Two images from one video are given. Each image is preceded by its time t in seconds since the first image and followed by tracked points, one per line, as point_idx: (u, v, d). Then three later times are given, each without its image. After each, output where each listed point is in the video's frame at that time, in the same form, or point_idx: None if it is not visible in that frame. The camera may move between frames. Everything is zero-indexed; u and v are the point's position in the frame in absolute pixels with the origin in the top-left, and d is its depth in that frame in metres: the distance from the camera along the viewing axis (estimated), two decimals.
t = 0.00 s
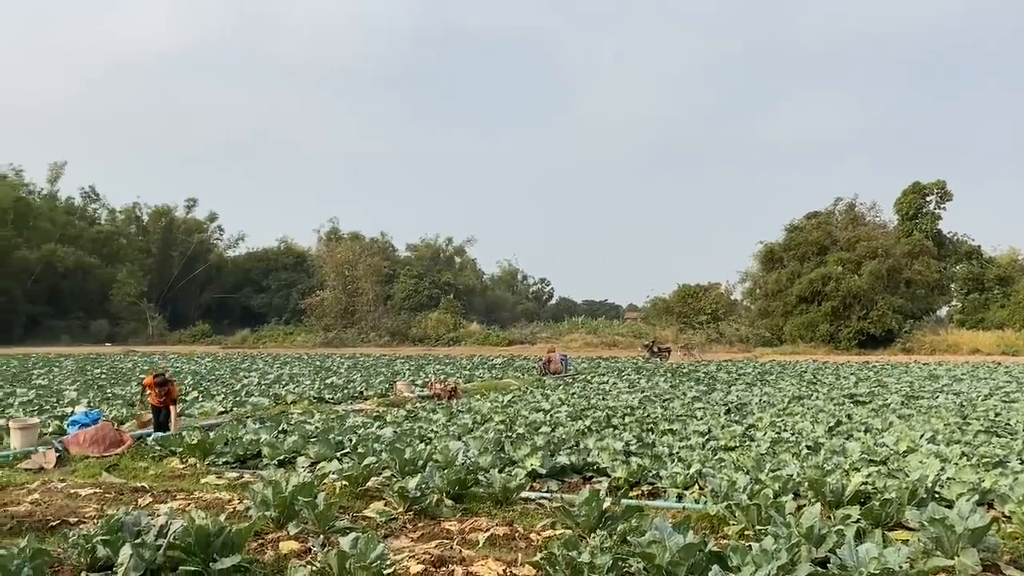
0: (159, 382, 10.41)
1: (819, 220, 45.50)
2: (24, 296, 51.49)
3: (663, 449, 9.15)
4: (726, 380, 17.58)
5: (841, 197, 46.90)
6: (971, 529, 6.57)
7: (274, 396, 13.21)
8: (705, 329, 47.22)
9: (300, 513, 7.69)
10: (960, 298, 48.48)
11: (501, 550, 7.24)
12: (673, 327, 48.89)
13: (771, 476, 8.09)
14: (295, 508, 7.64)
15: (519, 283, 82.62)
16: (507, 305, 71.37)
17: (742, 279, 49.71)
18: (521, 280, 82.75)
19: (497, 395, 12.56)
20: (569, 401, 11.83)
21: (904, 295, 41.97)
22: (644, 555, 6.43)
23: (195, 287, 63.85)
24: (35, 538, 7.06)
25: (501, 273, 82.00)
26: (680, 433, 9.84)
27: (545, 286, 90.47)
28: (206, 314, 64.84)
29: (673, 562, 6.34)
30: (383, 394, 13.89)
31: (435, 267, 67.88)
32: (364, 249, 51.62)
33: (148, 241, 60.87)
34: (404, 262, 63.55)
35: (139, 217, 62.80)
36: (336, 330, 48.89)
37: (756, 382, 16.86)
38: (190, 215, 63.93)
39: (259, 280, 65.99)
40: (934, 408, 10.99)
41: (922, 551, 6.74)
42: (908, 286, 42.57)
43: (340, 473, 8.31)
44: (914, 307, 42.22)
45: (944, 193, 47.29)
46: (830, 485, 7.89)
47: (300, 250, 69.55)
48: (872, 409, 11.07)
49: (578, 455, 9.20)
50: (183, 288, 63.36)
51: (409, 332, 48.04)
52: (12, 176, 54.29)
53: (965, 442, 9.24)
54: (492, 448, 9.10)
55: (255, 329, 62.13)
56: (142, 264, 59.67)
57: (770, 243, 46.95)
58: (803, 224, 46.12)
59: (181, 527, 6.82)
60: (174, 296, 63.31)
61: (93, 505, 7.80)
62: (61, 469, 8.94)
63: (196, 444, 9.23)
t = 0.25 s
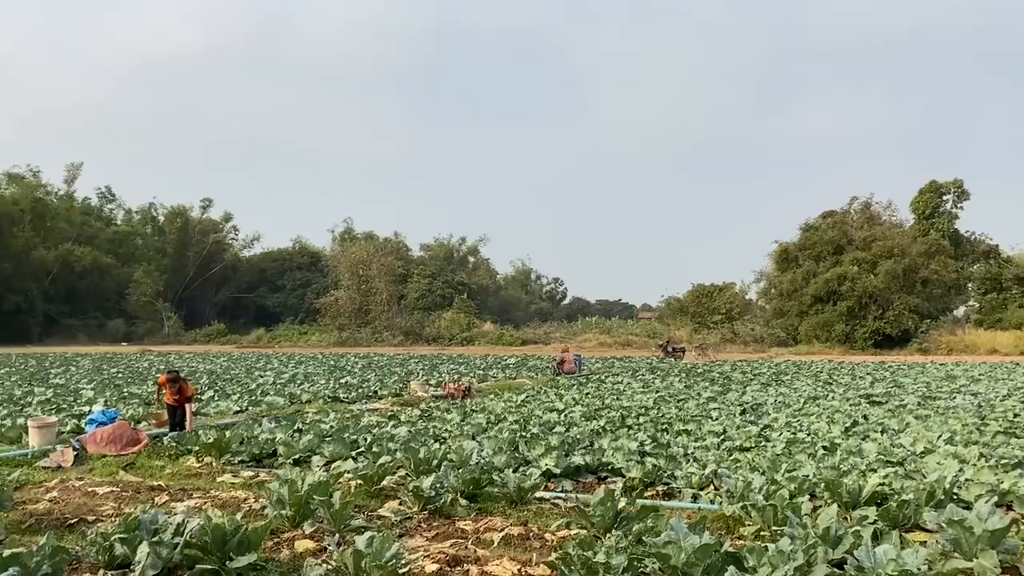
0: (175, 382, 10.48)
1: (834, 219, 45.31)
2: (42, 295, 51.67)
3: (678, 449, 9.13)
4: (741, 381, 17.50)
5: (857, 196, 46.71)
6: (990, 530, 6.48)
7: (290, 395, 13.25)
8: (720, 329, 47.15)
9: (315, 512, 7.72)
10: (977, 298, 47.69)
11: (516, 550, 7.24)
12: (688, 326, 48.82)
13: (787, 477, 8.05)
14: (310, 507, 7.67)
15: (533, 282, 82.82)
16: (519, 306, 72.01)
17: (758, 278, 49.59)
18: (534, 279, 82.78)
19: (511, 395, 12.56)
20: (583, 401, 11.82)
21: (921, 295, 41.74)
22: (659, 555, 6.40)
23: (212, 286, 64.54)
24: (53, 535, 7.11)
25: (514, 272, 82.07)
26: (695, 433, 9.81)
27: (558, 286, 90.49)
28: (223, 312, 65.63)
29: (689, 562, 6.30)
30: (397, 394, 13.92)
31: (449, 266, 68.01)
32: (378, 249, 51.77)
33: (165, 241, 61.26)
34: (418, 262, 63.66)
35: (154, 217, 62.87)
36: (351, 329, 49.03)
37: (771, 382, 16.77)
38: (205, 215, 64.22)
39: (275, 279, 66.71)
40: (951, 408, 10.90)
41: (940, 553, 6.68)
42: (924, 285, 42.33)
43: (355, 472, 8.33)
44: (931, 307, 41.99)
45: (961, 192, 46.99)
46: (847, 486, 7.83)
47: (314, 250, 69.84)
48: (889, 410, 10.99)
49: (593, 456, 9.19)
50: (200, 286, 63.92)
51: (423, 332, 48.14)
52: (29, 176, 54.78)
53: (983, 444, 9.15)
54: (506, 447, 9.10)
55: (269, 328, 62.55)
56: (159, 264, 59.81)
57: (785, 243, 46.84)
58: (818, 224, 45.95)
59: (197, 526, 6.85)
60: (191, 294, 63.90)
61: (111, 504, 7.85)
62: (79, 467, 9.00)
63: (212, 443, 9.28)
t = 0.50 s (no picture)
0: (185, 378, 10.55)
1: (848, 218, 45.09)
2: (58, 294, 51.83)
3: (692, 450, 9.11)
4: (754, 381, 17.45)
5: (871, 196, 46.50)
6: (1007, 532, 6.41)
7: (302, 395, 13.29)
8: (733, 329, 47.01)
9: (329, 511, 7.74)
10: (993, 298, 47.33)
11: (529, 550, 7.24)
12: (700, 326, 48.69)
13: (801, 477, 8.01)
14: (324, 506, 7.69)
15: (545, 282, 82.94)
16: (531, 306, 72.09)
17: (771, 278, 49.43)
18: (545, 280, 82.75)
19: (523, 395, 12.56)
20: (596, 401, 11.81)
21: (935, 295, 41.49)
22: (672, 556, 6.37)
23: (224, 285, 64.87)
24: (69, 534, 7.16)
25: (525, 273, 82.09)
26: (708, 433, 9.78)
27: (570, 286, 90.47)
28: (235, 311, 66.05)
29: (702, 563, 6.28)
30: (409, 394, 13.94)
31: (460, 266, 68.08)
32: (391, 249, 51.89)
33: (179, 241, 61.55)
34: (430, 262, 63.74)
35: (168, 217, 63.19)
36: (363, 329, 49.11)
37: (784, 383, 16.70)
38: (219, 215, 64.53)
39: (287, 280, 66.85)
40: (967, 409, 10.82)
41: (956, 555, 6.63)
42: (939, 285, 42.09)
43: (368, 472, 8.36)
44: (946, 307, 41.74)
45: (976, 191, 46.68)
46: (861, 487, 7.78)
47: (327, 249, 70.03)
48: (903, 410, 10.93)
49: (606, 456, 9.18)
50: (213, 286, 64.24)
51: (435, 332, 48.19)
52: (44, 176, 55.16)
53: (999, 445, 9.09)
54: (519, 447, 9.10)
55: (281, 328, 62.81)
56: (172, 264, 60.12)
57: (798, 243, 46.68)
58: (832, 223, 45.75)
59: (211, 525, 6.87)
60: (204, 294, 64.22)
61: (126, 503, 7.88)
62: (94, 466, 9.05)
63: (226, 442, 9.32)
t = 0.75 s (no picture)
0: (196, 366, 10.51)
1: (864, 218, 44.83)
2: (75, 294, 52.29)
3: (707, 450, 9.09)
4: (769, 382, 17.38)
5: (887, 196, 46.21)
6: None
7: (318, 394, 13.36)
8: (748, 329, 46.80)
9: (344, 511, 7.77)
10: (1011, 299, 47.06)
11: (543, 550, 7.23)
12: (715, 326, 48.50)
13: (817, 478, 7.97)
14: (339, 506, 7.72)
15: (559, 282, 82.94)
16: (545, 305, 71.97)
17: (786, 278, 49.18)
18: (558, 280, 82.73)
19: (537, 395, 12.57)
20: (610, 402, 11.80)
21: (952, 295, 41.18)
22: (688, 556, 6.35)
23: (240, 285, 65.63)
24: (87, 532, 7.22)
25: (538, 273, 82.10)
26: (723, 434, 9.75)
27: (584, 285, 90.38)
28: (251, 311, 66.69)
29: (718, 564, 6.26)
30: (423, 393, 13.96)
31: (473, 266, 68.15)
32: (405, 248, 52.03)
33: (194, 241, 61.95)
34: (444, 262, 63.82)
35: (184, 217, 64.04)
36: (377, 329, 49.21)
37: (800, 383, 16.61)
38: (235, 216, 64.91)
39: (302, 280, 66.73)
40: (984, 411, 10.74)
41: (975, 556, 6.56)
42: (956, 285, 41.77)
43: (382, 471, 8.39)
44: (963, 307, 41.42)
45: (995, 190, 46.28)
46: (878, 488, 7.72)
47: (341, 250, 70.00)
48: (920, 411, 10.85)
49: (620, 456, 9.16)
50: (228, 286, 65.03)
51: (449, 332, 48.22)
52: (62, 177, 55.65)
53: (1018, 446, 9.00)
54: (533, 447, 9.10)
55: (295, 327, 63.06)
56: (188, 264, 60.97)
57: (814, 242, 46.46)
58: (847, 223, 45.49)
59: (228, 523, 6.90)
60: (220, 294, 65.11)
61: (143, 501, 7.94)
62: (111, 465, 9.12)
63: (242, 441, 9.38)
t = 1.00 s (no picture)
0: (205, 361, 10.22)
1: (878, 218, 44.61)
2: (89, 294, 52.64)
3: (720, 451, 9.06)
4: (782, 382, 17.32)
5: (901, 195, 46.03)
6: None
7: (330, 394, 13.38)
8: (761, 330, 46.62)
9: (357, 510, 7.79)
10: None
11: (556, 551, 7.22)
12: (728, 326, 48.34)
13: (831, 479, 7.93)
14: (352, 505, 7.73)
15: (570, 282, 82.94)
16: (556, 305, 71.94)
17: (800, 278, 48.99)
18: (570, 279, 82.72)
19: (550, 395, 12.55)
20: (622, 402, 11.78)
21: (967, 295, 40.96)
22: (702, 557, 6.32)
23: (253, 285, 65.88)
24: (103, 530, 7.26)
25: (549, 273, 82.09)
26: (737, 434, 9.72)
27: (596, 285, 90.28)
28: (264, 310, 66.89)
29: (732, 564, 6.22)
30: (436, 393, 13.97)
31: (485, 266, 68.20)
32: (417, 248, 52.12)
33: (207, 241, 62.58)
34: (455, 261, 63.88)
35: (197, 218, 64.23)
36: (389, 329, 49.27)
37: (813, 384, 16.53)
38: (247, 216, 65.25)
39: (315, 279, 66.85)
40: (1000, 412, 10.65)
41: (991, 558, 6.51)
42: (971, 285, 41.55)
43: (396, 471, 8.40)
44: (978, 307, 41.19)
45: (1010, 190, 45.97)
46: (893, 490, 7.66)
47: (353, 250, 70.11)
48: (935, 412, 10.78)
49: (633, 456, 9.16)
50: (241, 285, 65.26)
51: (461, 332, 48.28)
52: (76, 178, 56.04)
53: None
54: (546, 448, 9.10)
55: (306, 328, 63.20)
56: (201, 263, 61.19)
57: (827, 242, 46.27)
58: (861, 222, 45.28)
59: (242, 523, 6.92)
60: (233, 294, 65.30)
61: (157, 500, 7.99)
62: (126, 464, 9.17)
63: (255, 441, 9.42)
